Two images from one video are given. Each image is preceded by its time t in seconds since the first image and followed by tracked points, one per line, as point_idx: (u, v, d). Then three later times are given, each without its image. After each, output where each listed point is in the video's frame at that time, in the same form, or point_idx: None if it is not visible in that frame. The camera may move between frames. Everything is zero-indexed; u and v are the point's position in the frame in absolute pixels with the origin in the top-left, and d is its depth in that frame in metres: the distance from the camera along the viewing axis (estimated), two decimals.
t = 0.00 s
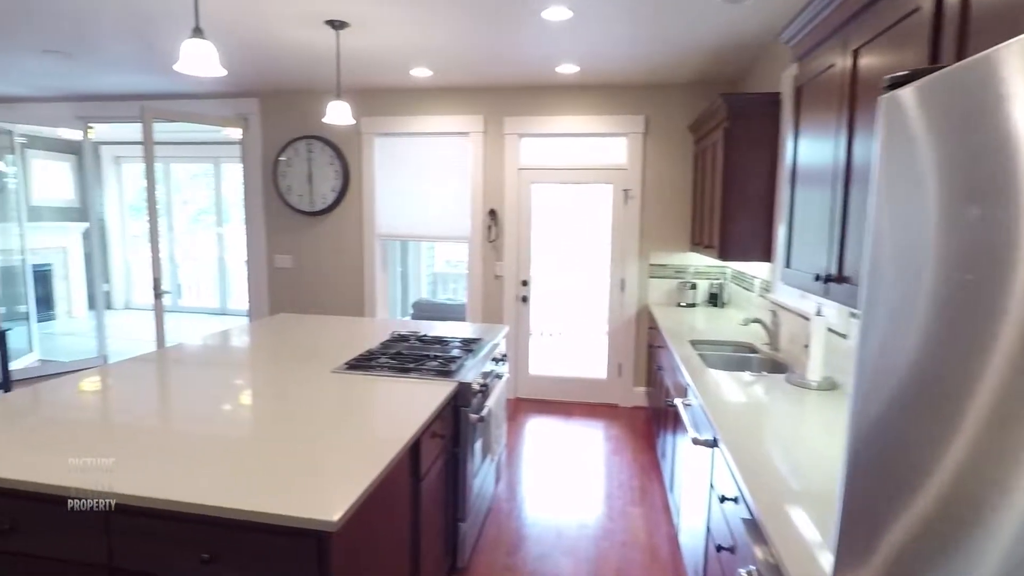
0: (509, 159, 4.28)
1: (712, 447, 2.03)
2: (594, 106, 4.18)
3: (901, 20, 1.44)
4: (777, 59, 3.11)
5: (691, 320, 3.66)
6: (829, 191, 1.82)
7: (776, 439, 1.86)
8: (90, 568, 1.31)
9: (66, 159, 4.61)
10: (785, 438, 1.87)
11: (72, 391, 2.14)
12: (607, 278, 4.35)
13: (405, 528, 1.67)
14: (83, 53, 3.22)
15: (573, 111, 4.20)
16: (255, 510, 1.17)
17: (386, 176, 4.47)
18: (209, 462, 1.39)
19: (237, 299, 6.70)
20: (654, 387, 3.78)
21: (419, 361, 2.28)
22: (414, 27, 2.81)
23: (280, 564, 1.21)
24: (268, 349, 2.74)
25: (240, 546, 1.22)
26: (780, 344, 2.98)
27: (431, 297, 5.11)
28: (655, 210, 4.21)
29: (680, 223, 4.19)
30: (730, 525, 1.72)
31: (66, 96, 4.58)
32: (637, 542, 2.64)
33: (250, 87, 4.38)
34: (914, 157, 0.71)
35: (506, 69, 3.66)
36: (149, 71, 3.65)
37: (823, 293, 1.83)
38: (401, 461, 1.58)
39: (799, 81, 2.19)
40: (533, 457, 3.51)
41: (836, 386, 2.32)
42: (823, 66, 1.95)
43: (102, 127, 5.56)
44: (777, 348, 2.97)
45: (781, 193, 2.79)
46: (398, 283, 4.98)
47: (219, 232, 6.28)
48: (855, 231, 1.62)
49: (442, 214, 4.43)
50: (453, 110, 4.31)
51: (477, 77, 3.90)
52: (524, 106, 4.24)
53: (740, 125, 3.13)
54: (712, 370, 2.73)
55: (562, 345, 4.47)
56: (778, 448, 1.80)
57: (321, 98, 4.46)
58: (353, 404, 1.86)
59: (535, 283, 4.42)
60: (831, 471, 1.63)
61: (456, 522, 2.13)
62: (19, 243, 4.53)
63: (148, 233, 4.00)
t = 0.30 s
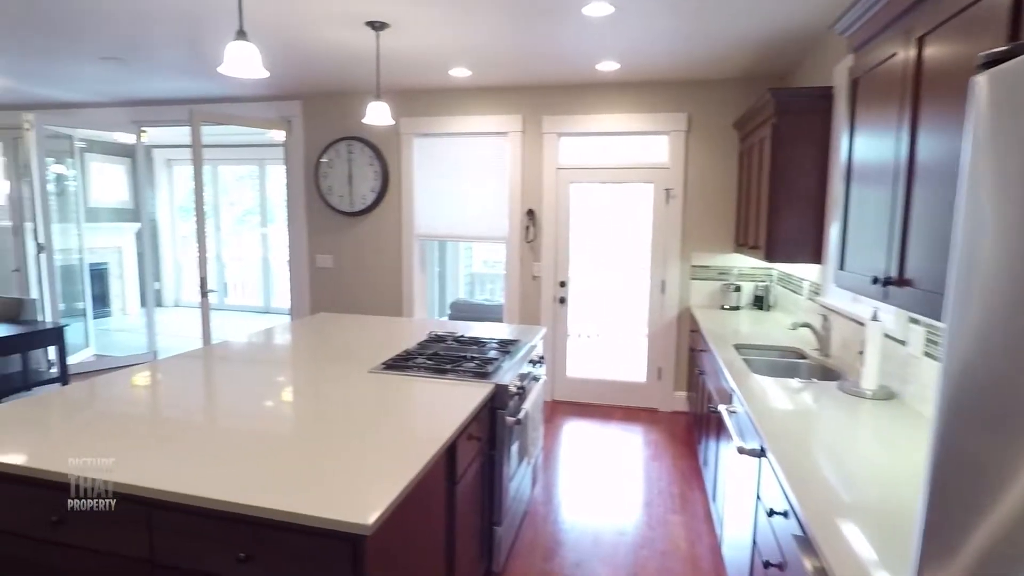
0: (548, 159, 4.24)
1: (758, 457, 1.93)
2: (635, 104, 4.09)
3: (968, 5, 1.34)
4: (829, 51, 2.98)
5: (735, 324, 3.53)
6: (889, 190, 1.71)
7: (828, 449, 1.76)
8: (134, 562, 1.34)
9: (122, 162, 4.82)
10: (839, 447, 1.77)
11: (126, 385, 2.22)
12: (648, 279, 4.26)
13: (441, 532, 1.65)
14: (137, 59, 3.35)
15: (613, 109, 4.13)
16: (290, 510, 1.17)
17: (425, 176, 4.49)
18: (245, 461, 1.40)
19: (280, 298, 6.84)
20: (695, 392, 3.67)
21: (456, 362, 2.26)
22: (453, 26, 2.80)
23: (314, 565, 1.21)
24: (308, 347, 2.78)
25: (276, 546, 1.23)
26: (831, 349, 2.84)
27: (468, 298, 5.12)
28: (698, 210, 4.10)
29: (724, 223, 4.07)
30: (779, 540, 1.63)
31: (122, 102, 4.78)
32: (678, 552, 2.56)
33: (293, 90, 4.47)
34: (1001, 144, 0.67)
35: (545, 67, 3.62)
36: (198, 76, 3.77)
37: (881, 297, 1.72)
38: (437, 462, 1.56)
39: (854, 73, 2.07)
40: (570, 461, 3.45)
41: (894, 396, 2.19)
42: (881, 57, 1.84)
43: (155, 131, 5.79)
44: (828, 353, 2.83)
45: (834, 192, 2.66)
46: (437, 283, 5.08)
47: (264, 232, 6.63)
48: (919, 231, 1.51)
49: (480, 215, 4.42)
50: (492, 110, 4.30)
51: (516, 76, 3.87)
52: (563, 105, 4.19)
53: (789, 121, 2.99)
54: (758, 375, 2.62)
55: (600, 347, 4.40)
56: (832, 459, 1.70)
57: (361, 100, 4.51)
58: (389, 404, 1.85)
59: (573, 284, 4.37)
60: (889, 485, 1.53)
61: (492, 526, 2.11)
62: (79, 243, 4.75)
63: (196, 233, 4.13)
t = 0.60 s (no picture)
0: (586, 158, 4.18)
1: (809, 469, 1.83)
2: (677, 100, 3.99)
3: None
4: (886, 41, 2.82)
5: (780, 327, 3.39)
6: (955, 188, 1.59)
7: (886, 461, 1.65)
8: (174, 559, 1.35)
9: (172, 165, 4.99)
10: (898, 460, 1.66)
11: (173, 380, 2.28)
12: (689, 280, 4.15)
13: (476, 536, 1.62)
14: (186, 64, 3.45)
15: (654, 106, 4.04)
16: (323, 513, 1.15)
17: (462, 176, 4.49)
18: (281, 460, 1.40)
19: (320, 296, 6.97)
20: (738, 398, 3.54)
21: (493, 364, 2.23)
22: (491, 25, 2.78)
23: (349, 569, 1.20)
24: (346, 346, 2.81)
25: (312, 546, 1.22)
26: (886, 356, 2.69)
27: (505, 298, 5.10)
28: (742, 209, 3.97)
29: (770, 223, 3.93)
30: (832, 557, 1.54)
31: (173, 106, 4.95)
32: (720, 564, 2.46)
33: (334, 91, 4.54)
34: None
35: (584, 65, 3.56)
36: (243, 79, 3.86)
37: (947, 301, 1.60)
38: (472, 466, 1.53)
39: (916, 64, 1.94)
40: (607, 466, 3.38)
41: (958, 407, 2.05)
42: (947, 45, 1.71)
43: (203, 134, 5.99)
44: (882, 360, 2.68)
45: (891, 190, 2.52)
46: (473, 284, 5.07)
47: (305, 232, 6.77)
48: (991, 231, 1.40)
49: (516, 215, 4.39)
50: (530, 109, 4.26)
51: (555, 74, 3.82)
52: (602, 102, 4.12)
53: (842, 116, 2.85)
54: (806, 382, 2.50)
55: (638, 349, 4.31)
56: (890, 473, 1.59)
57: (400, 100, 4.55)
58: (425, 404, 1.83)
59: (612, 285, 4.29)
60: (955, 502, 1.43)
61: (528, 531, 2.07)
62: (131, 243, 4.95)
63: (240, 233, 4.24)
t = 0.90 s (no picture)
0: (624, 158, 4.10)
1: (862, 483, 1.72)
2: (719, 97, 3.87)
3: None
4: (947, 30, 2.66)
5: (828, 331, 3.25)
6: None
7: (949, 477, 1.53)
8: (211, 558, 1.36)
9: (216, 166, 5.14)
10: (961, 475, 1.55)
11: (215, 376, 2.33)
12: (731, 282, 4.02)
13: (510, 542, 1.58)
14: (230, 66, 3.53)
15: (695, 103, 3.93)
16: (356, 517, 1.14)
17: (498, 176, 4.47)
18: (313, 461, 1.39)
19: (357, 296, 7.07)
20: (782, 404, 3.41)
21: (528, 366, 2.19)
22: (529, 22, 2.74)
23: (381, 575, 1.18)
24: (382, 345, 2.82)
25: (345, 551, 1.20)
26: (944, 363, 2.54)
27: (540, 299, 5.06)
28: (787, 209, 3.82)
29: (816, 223, 3.78)
30: None
31: (217, 109, 5.10)
32: None
33: (372, 92, 4.58)
34: None
35: (623, 62, 3.49)
36: (284, 81, 3.93)
37: (1020, 307, 1.48)
38: (507, 471, 1.50)
39: (983, 52, 1.81)
40: (644, 471, 3.30)
41: None
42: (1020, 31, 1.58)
43: (245, 136, 6.14)
44: (940, 367, 2.52)
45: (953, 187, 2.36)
46: (508, 285, 5.05)
47: (343, 232, 6.88)
48: None
49: (552, 215, 4.35)
50: (567, 107, 4.21)
51: (593, 72, 3.76)
52: (641, 100, 4.04)
53: (897, 110, 2.70)
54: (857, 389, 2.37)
55: (677, 352, 4.20)
56: (954, 489, 1.48)
57: (437, 101, 4.56)
58: (459, 406, 1.81)
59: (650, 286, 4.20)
60: None
61: (563, 537, 2.02)
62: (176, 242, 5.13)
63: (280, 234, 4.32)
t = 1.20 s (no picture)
0: (658, 157, 4.01)
1: (914, 499, 1.60)
2: (758, 93, 3.75)
3: None
4: (1006, 17, 2.51)
5: (873, 336, 3.10)
6: None
7: (1011, 493, 1.42)
8: (238, 560, 1.36)
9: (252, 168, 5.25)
10: None
11: (249, 374, 2.37)
12: (769, 284, 3.89)
13: (538, 550, 1.54)
14: (265, 68, 3.59)
15: (733, 100, 3.82)
16: (382, 522, 1.12)
17: (529, 176, 4.44)
18: (340, 464, 1.38)
19: (389, 295, 7.13)
20: (823, 411, 3.27)
21: (559, 369, 2.15)
22: (562, 19, 2.70)
23: None
24: (413, 345, 2.82)
25: (370, 558, 1.19)
26: (1003, 372, 2.39)
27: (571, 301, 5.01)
28: (830, 208, 3.67)
29: (861, 223, 3.62)
30: None
31: (254, 112, 5.20)
32: None
33: (404, 93, 4.60)
34: None
35: (658, 58, 3.41)
36: (318, 82, 3.98)
37: None
38: (537, 477, 1.46)
39: None
40: (677, 478, 3.21)
41: None
42: None
43: (281, 137, 6.26)
44: (997, 376, 2.37)
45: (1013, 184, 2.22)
46: (539, 286, 5.02)
47: (375, 232, 6.95)
48: None
49: (584, 215, 4.29)
50: (599, 106, 4.15)
51: (626, 69, 3.69)
52: (676, 97, 3.95)
53: (951, 103, 2.55)
54: (906, 397, 2.24)
55: (712, 356, 4.10)
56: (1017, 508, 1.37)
57: (468, 100, 4.55)
58: (489, 408, 1.78)
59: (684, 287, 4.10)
60: None
61: (593, 546, 1.97)
62: (214, 242, 5.25)
63: (313, 234, 4.38)
